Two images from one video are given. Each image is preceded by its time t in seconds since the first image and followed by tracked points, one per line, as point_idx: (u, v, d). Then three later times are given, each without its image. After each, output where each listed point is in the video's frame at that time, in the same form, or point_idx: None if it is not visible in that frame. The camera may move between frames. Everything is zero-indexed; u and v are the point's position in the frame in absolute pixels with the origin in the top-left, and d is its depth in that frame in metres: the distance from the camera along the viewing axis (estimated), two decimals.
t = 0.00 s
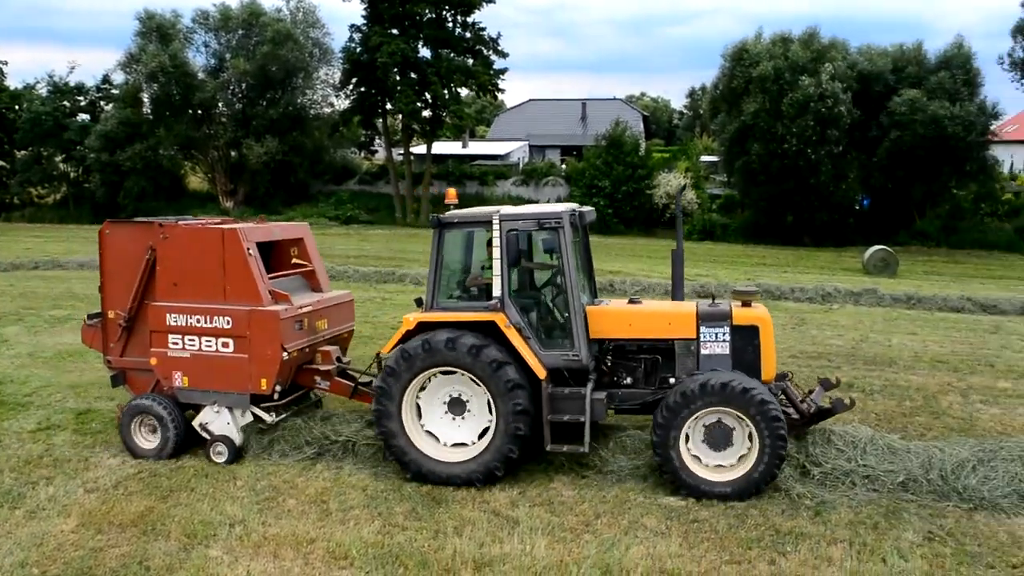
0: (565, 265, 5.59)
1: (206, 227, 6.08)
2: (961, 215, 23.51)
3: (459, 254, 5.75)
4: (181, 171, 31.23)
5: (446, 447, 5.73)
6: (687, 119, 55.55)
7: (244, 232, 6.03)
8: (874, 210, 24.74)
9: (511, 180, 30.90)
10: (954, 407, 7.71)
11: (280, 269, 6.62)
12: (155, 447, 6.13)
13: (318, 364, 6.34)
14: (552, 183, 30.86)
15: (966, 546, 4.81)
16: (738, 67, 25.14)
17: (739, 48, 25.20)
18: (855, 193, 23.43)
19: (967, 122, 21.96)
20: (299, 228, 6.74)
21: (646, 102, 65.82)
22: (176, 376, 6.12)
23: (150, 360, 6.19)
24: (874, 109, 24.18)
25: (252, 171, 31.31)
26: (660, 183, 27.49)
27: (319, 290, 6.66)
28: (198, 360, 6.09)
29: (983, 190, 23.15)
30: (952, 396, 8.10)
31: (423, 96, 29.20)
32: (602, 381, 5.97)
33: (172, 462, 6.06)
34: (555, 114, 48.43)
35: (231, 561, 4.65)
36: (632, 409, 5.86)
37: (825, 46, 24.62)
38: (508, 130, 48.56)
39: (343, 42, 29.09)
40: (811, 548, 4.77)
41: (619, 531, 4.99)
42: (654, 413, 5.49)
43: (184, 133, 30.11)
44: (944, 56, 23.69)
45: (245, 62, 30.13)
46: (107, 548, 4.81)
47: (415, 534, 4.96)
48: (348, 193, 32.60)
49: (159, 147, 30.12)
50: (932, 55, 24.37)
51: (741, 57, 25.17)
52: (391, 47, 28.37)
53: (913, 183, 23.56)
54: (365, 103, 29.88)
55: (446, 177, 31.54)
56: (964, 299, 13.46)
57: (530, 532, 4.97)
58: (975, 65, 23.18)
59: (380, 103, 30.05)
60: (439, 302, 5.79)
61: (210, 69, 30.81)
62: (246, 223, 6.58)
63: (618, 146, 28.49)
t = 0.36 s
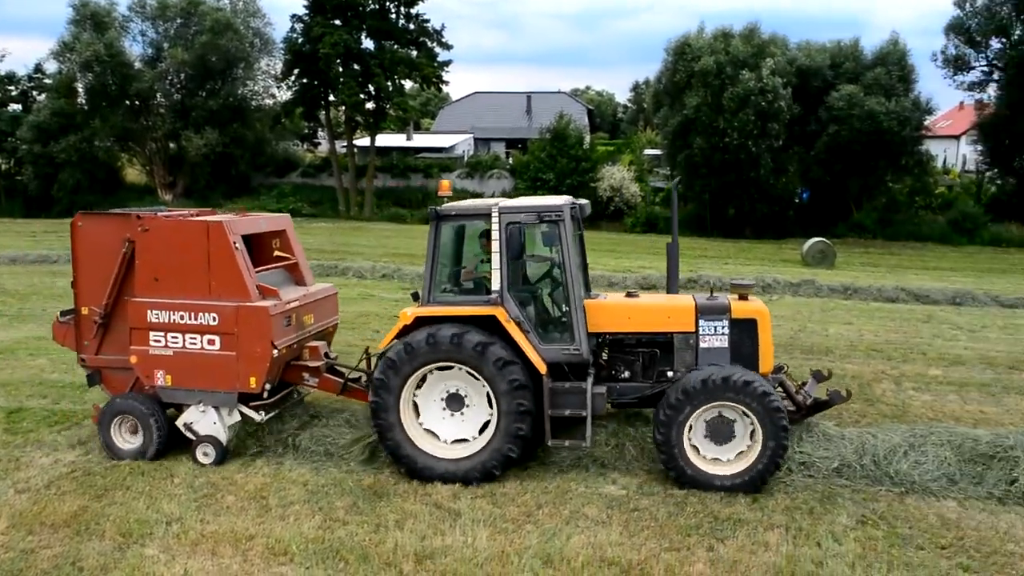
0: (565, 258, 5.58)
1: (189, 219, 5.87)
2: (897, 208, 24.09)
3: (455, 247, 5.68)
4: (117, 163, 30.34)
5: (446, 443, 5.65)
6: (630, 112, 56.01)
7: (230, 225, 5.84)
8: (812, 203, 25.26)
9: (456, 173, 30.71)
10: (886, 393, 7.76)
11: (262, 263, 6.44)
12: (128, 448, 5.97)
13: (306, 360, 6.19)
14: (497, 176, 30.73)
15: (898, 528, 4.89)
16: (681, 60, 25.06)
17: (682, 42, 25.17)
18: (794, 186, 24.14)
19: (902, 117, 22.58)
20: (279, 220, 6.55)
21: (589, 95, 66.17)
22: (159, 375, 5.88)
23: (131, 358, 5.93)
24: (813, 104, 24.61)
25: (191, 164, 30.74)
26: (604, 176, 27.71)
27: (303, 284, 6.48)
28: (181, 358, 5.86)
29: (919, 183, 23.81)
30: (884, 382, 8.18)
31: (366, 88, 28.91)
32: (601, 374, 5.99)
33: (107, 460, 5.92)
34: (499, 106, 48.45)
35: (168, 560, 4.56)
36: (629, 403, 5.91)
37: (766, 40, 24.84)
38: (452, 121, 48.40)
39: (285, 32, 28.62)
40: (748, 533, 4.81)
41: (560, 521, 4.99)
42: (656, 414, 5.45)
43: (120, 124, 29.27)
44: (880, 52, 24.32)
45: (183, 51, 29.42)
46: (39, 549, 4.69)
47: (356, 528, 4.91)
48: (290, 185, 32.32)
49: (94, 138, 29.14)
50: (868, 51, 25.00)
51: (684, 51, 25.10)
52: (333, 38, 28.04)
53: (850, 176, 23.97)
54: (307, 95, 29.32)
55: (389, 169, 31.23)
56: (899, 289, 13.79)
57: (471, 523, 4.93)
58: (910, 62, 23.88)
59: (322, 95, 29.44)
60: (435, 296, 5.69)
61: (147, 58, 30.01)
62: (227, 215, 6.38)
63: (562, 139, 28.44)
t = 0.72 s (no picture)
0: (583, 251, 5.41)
1: (191, 215, 5.65)
2: (849, 203, 24.56)
3: (470, 242, 5.52)
4: (68, 160, 29.61)
5: (473, 440, 5.45)
6: (587, 109, 56.34)
7: (234, 220, 5.65)
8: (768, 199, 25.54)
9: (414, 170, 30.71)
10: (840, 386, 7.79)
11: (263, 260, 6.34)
12: (115, 441, 5.72)
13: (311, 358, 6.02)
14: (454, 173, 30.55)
15: (849, 518, 4.72)
16: (637, 57, 25.23)
17: (638, 39, 25.33)
18: (750, 182, 24.54)
19: (854, 113, 22.93)
20: (280, 216, 6.45)
21: (545, 92, 66.39)
22: (163, 375, 5.65)
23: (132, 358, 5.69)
24: (767, 101, 25.00)
25: (144, 160, 30.19)
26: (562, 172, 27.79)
27: (305, 281, 6.42)
28: (186, 357, 5.64)
29: (870, 179, 24.46)
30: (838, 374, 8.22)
31: (323, 83, 28.62)
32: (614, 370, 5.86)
33: (57, 463, 5.68)
34: (458, 104, 48.34)
35: (120, 563, 4.34)
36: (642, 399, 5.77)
37: (721, 38, 25.06)
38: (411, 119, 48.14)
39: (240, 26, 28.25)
40: (704, 526, 4.58)
41: (517, 516, 4.72)
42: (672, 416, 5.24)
43: (71, 120, 28.55)
44: (833, 49, 24.72)
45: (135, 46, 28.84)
46: None
47: (312, 528, 4.70)
48: (246, 182, 31.98)
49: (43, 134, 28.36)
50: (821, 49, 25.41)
51: (640, 48, 25.26)
52: (289, 33, 27.76)
53: (804, 172, 24.42)
54: (262, 91, 29.15)
55: (347, 166, 30.93)
56: (851, 283, 14.02)
57: (428, 521, 4.69)
58: (862, 60, 24.31)
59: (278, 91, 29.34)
60: (450, 292, 5.53)
61: (98, 53, 29.38)
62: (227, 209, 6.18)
63: (520, 135, 28.34)
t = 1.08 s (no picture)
0: (606, 249, 5.39)
1: (203, 214, 5.54)
2: (811, 201, 24.86)
3: (492, 240, 5.50)
4: (25, 160, 29.07)
5: (506, 437, 5.41)
6: (553, 108, 56.47)
7: (247, 219, 5.56)
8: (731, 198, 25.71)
9: (379, 169, 30.49)
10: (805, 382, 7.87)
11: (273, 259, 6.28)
12: (130, 431, 5.57)
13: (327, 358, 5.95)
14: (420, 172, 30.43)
15: (809, 511, 4.76)
16: (602, 57, 25.36)
17: (602, 39, 25.44)
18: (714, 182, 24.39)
19: (815, 112, 23.21)
20: (288, 215, 6.39)
21: (512, 91, 66.38)
22: (177, 380, 5.52)
23: (143, 363, 5.55)
24: (730, 101, 25.18)
25: (104, 160, 29.70)
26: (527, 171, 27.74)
27: (316, 280, 6.36)
28: (199, 361, 5.52)
29: (832, 177, 24.79)
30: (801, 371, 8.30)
31: (287, 82, 28.38)
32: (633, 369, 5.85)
33: (12, 469, 5.55)
34: (424, 103, 48.19)
35: (78, 570, 4.26)
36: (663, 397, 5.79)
37: (685, 38, 25.20)
38: (377, 118, 47.88)
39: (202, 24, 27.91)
40: (667, 522, 4.60)
41: (481, 516, 4.70)
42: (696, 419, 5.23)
43: (28, 119, 28.03)
44: (794, 50, 25.00)
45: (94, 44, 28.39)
46: None
47: (275, 530, 4.65)
48: (208, 182, 31.54)
49: None
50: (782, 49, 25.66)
51: (604, 47, 25.40)
52: (251, 32, 27.47)
53: (766, 170, 24.55)
54: (225, 89, 28.84)
55: (311, 165, 30.64)
56: (813, 280, 14.18)
57: (392, 522, 4.66)
58: (822, 60, 24.61)
59: (241, 90, 29.04)
60: (472, 289, 5.49)
61: (56, 51, 28.87)
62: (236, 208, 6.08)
63: (485, 134, 28.19)
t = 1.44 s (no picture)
0: (626, 247, 5.36)
1: (212, 218, 5.41)
2: (770, 197, 25.21)
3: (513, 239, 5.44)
4: None
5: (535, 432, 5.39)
6: (512, 108, 56.52)
7: (259, 222, 5.44)
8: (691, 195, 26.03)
9: (339, 171, 30.28)
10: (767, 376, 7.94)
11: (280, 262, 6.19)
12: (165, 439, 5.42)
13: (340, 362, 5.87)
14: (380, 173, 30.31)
15: (768, 503, 4.81)
16: (560, 56, 25.42)
17: (560, 39, 25.50)
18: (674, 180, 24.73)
19: (771, 108, 23.46)
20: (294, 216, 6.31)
21: (472, 92, 66.29)
22: (190, 388, 5.38)
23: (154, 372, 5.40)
24: (688, 99, 25.30)
25: (57, 166, 29.12)
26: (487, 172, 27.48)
27: (323, 282, 6.27)
28: (213, 368, 5.40)
29: (789, 173, 25.23)
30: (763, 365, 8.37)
31: (243, 85, 28.06)
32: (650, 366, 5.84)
33: None
34: (384, 105, 47.98)
35: None
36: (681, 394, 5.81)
37: (643, 37, 25.30)
38: (337, 120, 47.57)
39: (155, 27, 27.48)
40: (629, 517, 4.62)
41: (444, 516, 4.68)
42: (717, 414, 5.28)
43: None
44: (750, 47, 25.26)
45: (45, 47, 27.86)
46: None
47: (235, 537, 4.59)
48: (165, 187, 31.02)
49: None
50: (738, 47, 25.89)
51: (562, 47, 25.46)
52: (206, 34, 27.11)
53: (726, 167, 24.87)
54: (180, 93, 28.42)
55: (269, 168, 30.25)
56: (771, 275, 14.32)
57: (355, 525, 4.62)
58: (778, 57, 24.89)
59: (197, 93, 28.63)
60: (491, 288, 5.45)
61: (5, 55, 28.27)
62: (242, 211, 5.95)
63: (445, 135, 28.10)
